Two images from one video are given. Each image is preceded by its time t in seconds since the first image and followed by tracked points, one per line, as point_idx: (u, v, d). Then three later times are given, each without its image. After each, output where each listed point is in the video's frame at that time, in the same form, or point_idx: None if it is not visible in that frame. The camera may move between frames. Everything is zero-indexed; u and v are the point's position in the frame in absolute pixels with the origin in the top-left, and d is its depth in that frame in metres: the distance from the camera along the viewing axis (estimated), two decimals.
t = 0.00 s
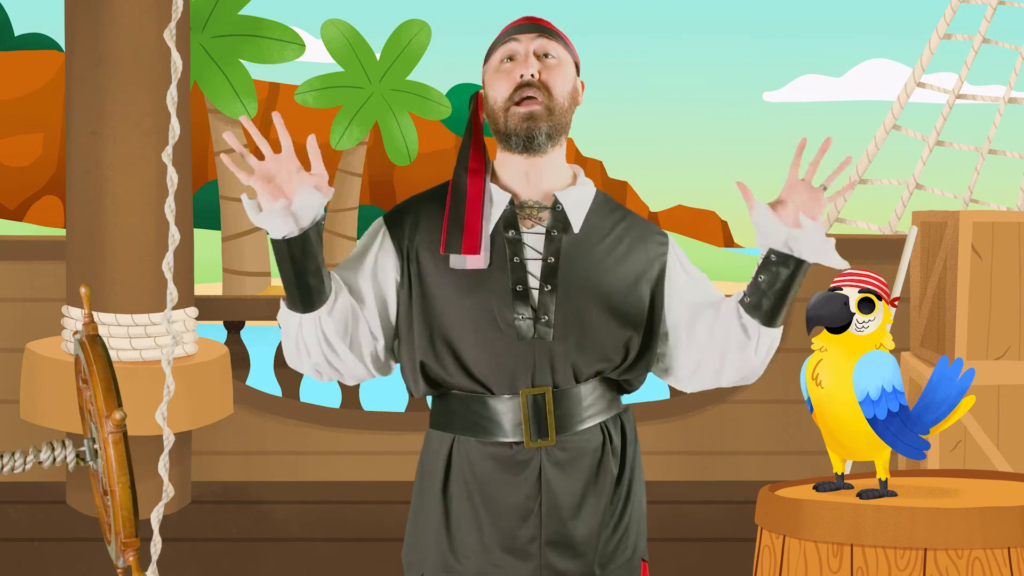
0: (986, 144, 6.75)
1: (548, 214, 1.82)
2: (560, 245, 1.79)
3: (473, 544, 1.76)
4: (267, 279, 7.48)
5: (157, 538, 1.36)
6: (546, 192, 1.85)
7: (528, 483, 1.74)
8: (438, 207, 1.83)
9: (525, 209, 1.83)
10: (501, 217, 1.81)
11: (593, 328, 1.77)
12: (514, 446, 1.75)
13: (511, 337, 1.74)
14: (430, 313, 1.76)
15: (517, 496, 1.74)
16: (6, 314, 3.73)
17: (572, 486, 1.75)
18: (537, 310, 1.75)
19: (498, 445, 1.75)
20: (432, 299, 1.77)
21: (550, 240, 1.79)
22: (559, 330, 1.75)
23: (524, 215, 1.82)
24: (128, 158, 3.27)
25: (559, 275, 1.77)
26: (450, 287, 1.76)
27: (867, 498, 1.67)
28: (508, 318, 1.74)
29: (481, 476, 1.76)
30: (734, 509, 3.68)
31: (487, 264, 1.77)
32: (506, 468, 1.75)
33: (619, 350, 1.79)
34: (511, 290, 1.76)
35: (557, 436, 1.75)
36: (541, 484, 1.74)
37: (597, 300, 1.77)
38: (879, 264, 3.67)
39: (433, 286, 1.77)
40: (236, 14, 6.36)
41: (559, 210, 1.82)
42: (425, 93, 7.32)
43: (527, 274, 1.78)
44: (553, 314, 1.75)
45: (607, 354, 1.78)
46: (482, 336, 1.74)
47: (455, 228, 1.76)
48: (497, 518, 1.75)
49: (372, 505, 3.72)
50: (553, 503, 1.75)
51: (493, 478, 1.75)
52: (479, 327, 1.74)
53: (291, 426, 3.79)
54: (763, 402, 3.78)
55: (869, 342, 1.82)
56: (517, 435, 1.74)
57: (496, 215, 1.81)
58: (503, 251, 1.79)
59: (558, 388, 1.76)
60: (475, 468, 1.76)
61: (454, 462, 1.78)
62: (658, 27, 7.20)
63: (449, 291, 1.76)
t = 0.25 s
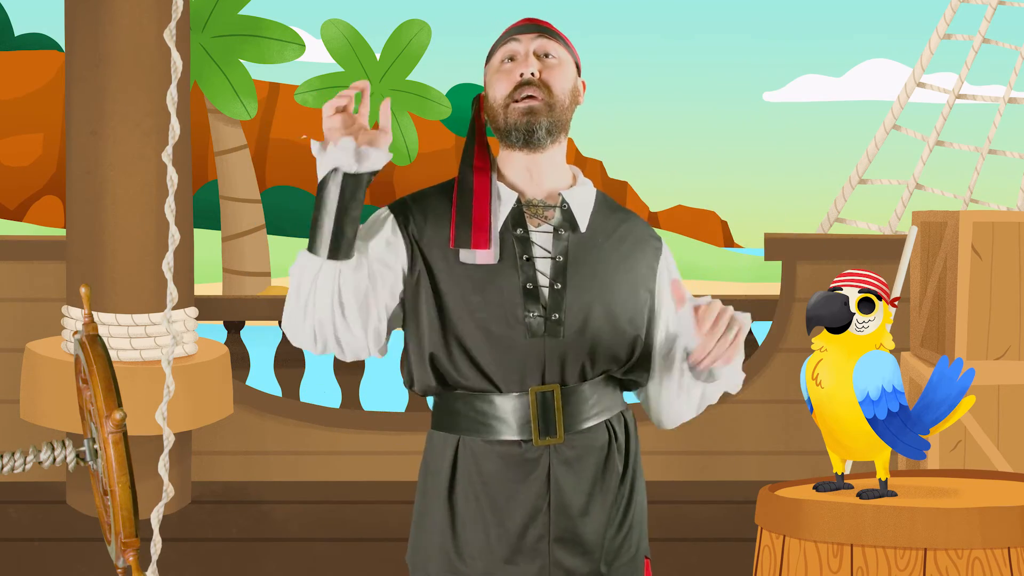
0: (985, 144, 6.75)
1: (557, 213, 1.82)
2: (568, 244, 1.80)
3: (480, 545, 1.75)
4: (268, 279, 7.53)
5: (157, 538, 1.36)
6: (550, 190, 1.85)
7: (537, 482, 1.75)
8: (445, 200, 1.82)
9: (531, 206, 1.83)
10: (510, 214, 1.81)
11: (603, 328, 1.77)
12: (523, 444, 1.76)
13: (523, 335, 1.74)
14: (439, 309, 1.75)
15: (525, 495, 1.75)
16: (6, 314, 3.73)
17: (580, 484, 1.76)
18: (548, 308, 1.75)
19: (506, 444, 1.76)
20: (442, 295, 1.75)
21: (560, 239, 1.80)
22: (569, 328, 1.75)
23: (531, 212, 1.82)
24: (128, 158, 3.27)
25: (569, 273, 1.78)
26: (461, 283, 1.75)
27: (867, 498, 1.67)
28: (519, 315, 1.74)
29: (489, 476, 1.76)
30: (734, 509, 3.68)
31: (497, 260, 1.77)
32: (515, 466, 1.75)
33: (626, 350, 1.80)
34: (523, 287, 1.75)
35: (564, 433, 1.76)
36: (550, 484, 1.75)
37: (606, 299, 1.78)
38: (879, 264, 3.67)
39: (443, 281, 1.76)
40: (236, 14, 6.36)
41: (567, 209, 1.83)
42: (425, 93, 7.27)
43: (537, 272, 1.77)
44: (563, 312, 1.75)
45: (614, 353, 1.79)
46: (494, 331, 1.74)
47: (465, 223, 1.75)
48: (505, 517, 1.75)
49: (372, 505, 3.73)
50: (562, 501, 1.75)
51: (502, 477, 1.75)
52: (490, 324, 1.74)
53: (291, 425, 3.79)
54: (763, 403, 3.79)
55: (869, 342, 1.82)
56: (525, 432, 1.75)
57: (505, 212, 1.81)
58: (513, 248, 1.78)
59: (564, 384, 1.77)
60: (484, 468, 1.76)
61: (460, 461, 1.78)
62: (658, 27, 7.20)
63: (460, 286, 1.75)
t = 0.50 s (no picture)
0: (985, 144, 6.75)
1: (565, 210, 1.85)
2: (577, 243, 1.83)
3: (490, 543, 1.74)
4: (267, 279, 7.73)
5: (157, 538, 1.36)
6: (556, 190, 1.87)
7: (547, 479, 1.75)
8: (457, 189, 1.81)
9: (541, 203, 1.85)
10: (522, 210, 1.82)
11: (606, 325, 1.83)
12: (535, 441, 1.76)
13: (537, 330, 1.75)
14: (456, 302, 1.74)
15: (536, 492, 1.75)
16: (6, 314, 3.73)
17: (586, 480, 1.78)
18: (562, 305, 1.78)
19: (516, 441, 1.76)
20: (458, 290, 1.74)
21: (570, 238, 1.83)
22: (580, 325, 1.78)
23: (541, 208, 1.84)
24: (128, 158, 3.27)
25: (579, 271, 1.81)
26: (478, 278, 1.75)
27: (867, 498, 1.67)
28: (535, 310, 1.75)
29: (499, 473, 1.75)
30: (734, 509, 3.68)
31: (514, 255, 1.77)
32: (524, 463, 1.75)
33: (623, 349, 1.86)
34: (537, 282, 1.77)
35: (572, 430, 1.78)
36: (559, 481, 1.76)
37: (609, 298, 1.83)
38: (879, 264, 3.67)
39: (460, 272, 1.75)
40: (236, 14, 6.36)
41: (575, 207, 1.86)
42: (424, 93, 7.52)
43: (550, 269, 1.79)
44: (575, 309, 1.78)
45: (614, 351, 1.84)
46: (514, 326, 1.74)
47: (479, 218, 1.77)
48: (515, 514, 1.75)
49: (372, 505, 3.73)
50: (570, 497, 1.77)
51: (511, 474, 1.75)
52: (509, 319, 1.74)
53: (291, 425, 3.79)
54: (763, 403, 3.79)
55: (869, 341, 1.82)
56: (535, 429, 1.76)
57: (518, 208, 1.81)
58: (527, 244, 1.79)
59: (572, 378, 1.79)
60: (494, 465, 1.75)
61: (467, 459, 1.76)
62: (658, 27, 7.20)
63: (477, 279, 1.74)
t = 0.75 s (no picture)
0: (985, 144, 6.75)
1: (565, 222, 1.84)
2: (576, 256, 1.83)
3: (484, 548, 1.74)
4: (268, 279, 7.57)
5: (157, 539, 1.36)
6: (557, 200, 1.85)
7: (541, 486, 1.75)
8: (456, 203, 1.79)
9: (541, 217, 1.84)
10: (523, 224, 1.81)
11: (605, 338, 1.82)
12: (529, 451, 1.76)
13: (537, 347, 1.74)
14: (458, 320, 1.74)
15: (530, 500, 1.75)
16: (7, 314, 3.73)
17: (581, 488, 1.78)
18: (561, 320, 1.76)
19: (511, 452, 1.75)
20: (460, 310, 1.74)
21: (569, 251, 1.83)
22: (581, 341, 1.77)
23: (541, 221, 1.83)
24: (128, 158, 3.27)
25: (578, 286, 1.81)
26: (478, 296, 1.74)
27: (867, 497, 1.67)
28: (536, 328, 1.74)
29: (495, 481, 1.75)
30: (734, 509, 3.68)
31: (513, 270, 1.76)
32: (519, 472, 1.75)
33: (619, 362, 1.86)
34: (537, 298, 1.76)
35: (567, 440, 1.78)
36: (554, 487, 1.76)
37: (608, 310, 1.83)
38: (879, 264, 3.66)
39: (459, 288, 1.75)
40: (236, 13, 6.35)
41: (574, 218, 1.85)
42: (425, 92, 7.62)
43: (550, 285, 1.78)
44: (576, 324, 1.78)
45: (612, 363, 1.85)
46: (519, 348, 1.73)
47: (481, 234, 1.74)
48: (509, 522, 1.74)
49: (372, 505, 3.73)
50: (565, 505, 1.76)
51: (505, 480, 1.75)
52: (511, 339, 1.73)
53: (291, 425, 3.79)
54: (763, 403, 3.79)
55: (869, 341, 1.82)
56: (530, 441, 1.75)
57: (519, 222, 1.80)
58: (527, 258, 1.79)
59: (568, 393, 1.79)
60: (490, 473, 1.75)
61: (462, 463, 1.77)
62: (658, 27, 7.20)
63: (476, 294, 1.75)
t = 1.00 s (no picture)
0: (986, 144, 6.75)
1: (559, 218, 1.86)
2: (574, 251, 1.84)
3: (492, 545, 1.75)
4: (268, 279, 7.55)
5: (157, 538, 1.36)
6: (550, 196, 1.87)
7: (551, 484, 1.76)
8: (454, 206, 1.81)
9: (535, 212, 1.85)
10: (518, 221, 1.82)
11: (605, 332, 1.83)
12: (541, 447, 1.76)
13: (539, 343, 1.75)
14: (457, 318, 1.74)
15: (539, 498, 1.75)
16: (7, 314, 3.73)
17: (588, 484, 1.80)
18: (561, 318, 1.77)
19: (521, 448, 1.76)
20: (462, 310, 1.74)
21: (566, 246, 1.83)
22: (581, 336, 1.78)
23: (536, 218, 1.84)
24: (128, 158, 3.28)
25: (577, 281, 1.81)
26: (478, 293, 1.74)
27: (867, 498, 1.67)
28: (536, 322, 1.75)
29: (503, 479, 1.75)
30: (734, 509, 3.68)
31: (512, 265, 1.77)
32: (529, 469, 1.76)
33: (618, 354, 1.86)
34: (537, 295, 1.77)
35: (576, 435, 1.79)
36: (563, 484, 1.77)
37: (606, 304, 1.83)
38: (879, 264, 3.66)
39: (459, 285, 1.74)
40: (236, 14, 6.35)
41: (568, 213, 1.87)
42: (424, 92, 7.63)
43: (548, 281, 1.79)
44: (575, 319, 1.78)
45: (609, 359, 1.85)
46: (517, 343, 1.71)
47: (476, 229, 1.76)
48: (518, 519, 1.75)
49: (372, 505, 3.73)
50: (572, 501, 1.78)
51: (515, 478, 1.75)
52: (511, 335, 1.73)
53: (291, 425, 3.80)
54: (762, 403, 3.79)
55: (869, 341, 1.82)
56: (541, 437, 1.76)
57: (514, 219, 1.81)
58: (525, 254, 1.79)
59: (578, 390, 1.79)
60: (499, 471, 1.75)
61: (470, 463, 1.76)
62: (658, 27, 7.19)
63: (476, 291, 1.74)
